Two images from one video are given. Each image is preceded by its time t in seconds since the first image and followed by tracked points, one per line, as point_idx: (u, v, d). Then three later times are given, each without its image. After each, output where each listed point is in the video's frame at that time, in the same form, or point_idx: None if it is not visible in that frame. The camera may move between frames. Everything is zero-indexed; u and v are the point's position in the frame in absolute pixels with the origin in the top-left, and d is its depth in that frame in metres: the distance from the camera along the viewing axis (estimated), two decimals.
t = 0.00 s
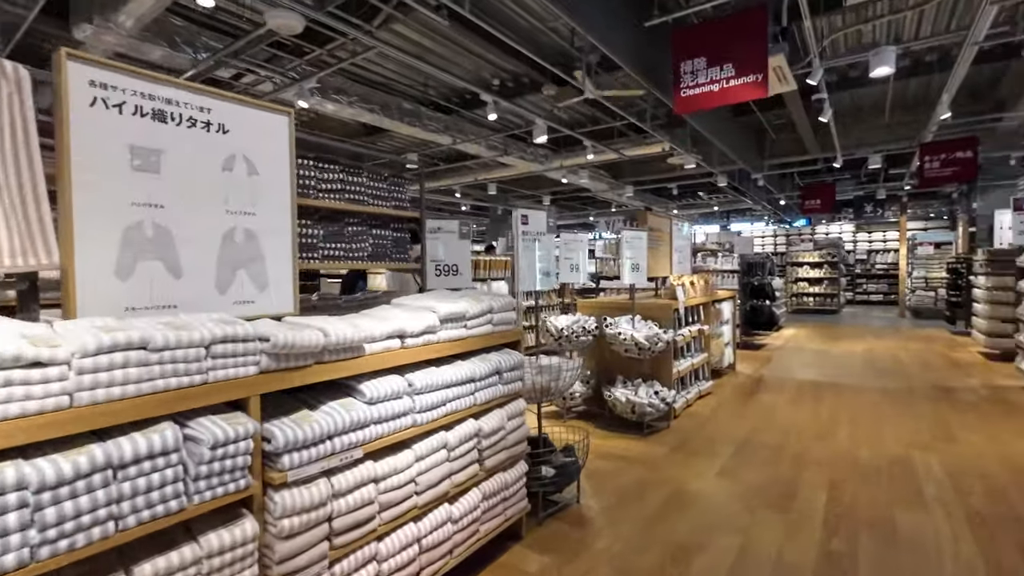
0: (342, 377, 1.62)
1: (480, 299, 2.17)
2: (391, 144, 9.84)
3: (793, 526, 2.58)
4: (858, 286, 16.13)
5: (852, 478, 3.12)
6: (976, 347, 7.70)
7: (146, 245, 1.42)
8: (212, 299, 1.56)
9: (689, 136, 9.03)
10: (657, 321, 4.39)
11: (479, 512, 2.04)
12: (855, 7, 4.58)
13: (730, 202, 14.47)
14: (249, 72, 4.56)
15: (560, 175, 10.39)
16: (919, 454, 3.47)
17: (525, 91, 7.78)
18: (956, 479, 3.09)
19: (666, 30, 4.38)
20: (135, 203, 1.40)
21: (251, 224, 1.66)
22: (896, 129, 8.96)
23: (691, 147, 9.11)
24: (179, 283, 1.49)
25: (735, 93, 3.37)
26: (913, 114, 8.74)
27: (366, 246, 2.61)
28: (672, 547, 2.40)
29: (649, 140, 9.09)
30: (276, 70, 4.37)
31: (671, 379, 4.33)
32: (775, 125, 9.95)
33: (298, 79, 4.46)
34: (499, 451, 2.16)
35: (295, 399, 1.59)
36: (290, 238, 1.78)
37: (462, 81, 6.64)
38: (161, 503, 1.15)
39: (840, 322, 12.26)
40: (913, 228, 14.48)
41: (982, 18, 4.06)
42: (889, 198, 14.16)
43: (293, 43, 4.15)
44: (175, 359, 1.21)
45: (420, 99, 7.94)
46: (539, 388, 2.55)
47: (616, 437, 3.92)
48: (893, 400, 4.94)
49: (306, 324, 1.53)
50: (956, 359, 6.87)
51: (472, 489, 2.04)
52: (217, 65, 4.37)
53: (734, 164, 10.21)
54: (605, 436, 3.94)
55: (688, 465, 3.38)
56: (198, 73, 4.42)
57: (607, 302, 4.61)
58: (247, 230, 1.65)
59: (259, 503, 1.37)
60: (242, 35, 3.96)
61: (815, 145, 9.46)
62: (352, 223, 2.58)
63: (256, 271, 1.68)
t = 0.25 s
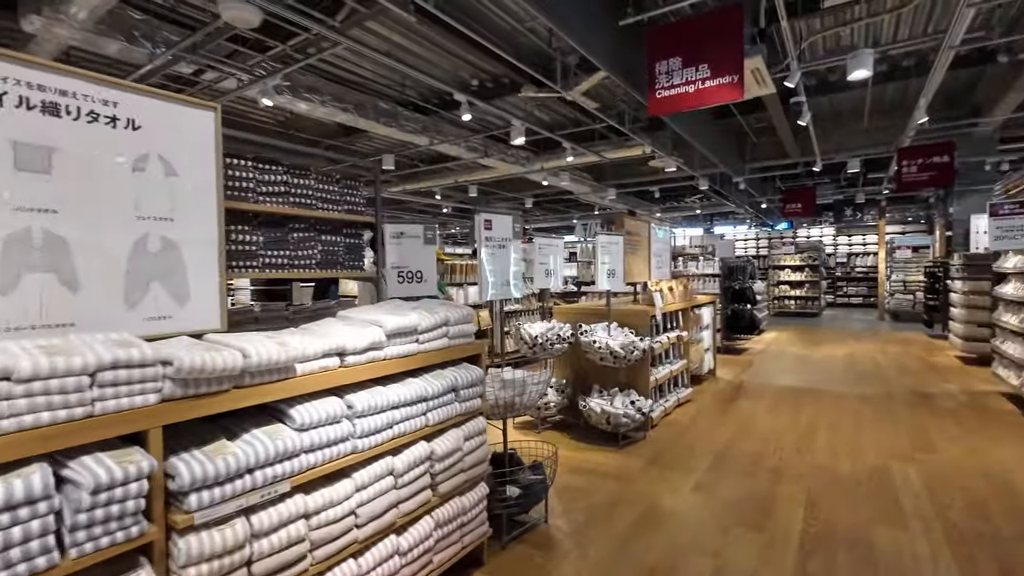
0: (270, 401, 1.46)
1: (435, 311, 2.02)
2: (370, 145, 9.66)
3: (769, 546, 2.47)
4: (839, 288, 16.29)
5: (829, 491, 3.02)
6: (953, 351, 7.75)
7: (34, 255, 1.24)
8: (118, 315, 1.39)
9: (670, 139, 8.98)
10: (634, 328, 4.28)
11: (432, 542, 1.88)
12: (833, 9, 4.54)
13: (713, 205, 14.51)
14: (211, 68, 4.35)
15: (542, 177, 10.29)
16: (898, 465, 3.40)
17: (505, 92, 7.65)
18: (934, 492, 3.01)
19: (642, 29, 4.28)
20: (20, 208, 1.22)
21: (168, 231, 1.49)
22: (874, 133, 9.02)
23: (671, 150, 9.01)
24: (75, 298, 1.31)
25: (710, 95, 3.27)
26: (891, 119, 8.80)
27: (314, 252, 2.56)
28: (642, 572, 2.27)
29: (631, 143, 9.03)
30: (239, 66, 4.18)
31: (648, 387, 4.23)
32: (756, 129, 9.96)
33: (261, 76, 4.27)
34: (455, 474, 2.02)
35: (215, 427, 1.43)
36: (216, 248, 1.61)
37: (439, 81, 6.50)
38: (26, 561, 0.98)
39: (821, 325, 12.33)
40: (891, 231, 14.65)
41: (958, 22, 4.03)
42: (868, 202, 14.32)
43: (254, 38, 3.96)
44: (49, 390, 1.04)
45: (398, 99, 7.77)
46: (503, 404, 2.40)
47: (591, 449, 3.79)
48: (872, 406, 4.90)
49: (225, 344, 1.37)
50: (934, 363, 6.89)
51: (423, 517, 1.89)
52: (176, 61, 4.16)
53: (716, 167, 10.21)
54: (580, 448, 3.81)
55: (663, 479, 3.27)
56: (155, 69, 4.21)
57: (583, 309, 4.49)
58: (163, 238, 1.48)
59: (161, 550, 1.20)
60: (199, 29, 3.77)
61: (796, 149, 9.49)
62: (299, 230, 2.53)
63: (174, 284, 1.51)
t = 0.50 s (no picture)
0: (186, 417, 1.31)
1: (385, 316, 1.90)
2: (347, 145, 9.48)
3: (741, 559, 2.38)
4: (817, 291, 16.50)
5: (804, 499, 2.95)
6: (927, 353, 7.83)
7: None
8: (9, 322, 1.23)
9: (650, 141, 8.99)
10: (608, 331, 4.19)
11: (379, 566, 1.74)
12: (807, 11, 4.52)
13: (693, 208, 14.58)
14: (169, 61, 4.16)
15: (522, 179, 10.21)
16: (872, 470, 3.35)
17: (484, 91, 7.55)
18: (909, 498, 2.96)
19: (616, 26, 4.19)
20: None
21: (73, 228, 1.34)
22: (850, 137, 9.11)
23: (652, 152, 9.03)
24: None
25: (682, 93, 3.19)
26: (866, 123, 8.92)
27: (259, 252, 2.92)
28: None
29: (610, 145, 8.99)
30: (198, 59, 3.99)
31: (622, 393, 4.14)
32: (735, 132, 10.02)
33: (222, 70, 4.09)
34: (406, 491, 1.88)
35: (122, 448, 1.27)
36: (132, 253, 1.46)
37: (414, 79, 6.37)
38: None
39: (799, 326, 12.44)
40: (868, 234, 14.87)
41: (929, 25, 4.03)
42: (845, 205, 14.53)
43: (212, 29, 3.78)
44: None
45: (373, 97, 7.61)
46: (463, 414, 2.28)
47: (563, 457, 3.68)
48: (848, 410, 4.88)
49: (130, 355, 1.22)
50: (909, 365, 6.94)
51: (369, 539, 1.75)
52: (130, 53, 3.95)
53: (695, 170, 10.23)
54: (552, 456, 3.69)
55: (635, 488, 3.17)
56: (108, 62, 4.00)
57: (557, 312, 4.40)
58: (67, 236, 1.33)
59: None
60: (152, 18, 3.58)
61: (774, 152, 9.55)
62: (239, 231, 2.88)
63: (79, 288, 1.35)
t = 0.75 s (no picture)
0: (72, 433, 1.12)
1: (326, 316, 1.73)
2: (318, 141, 9.22)
3: (713, 570, 2.27)
4: (792, 291, 16.73)
5: (779, 505, 2.86)
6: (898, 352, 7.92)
7: None
8: None
9: (627, 140, 8.94)
10: (581, 332, 4.06)
11: None
12: (782, 7, 4.47)
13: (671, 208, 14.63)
14: (115, 46, 3.89)
15: (499, 178, 10.07)
16: (847, 473, 3.28)
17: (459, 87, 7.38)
18: (884, 502, 2.89)
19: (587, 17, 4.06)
20: None
21: None
22: (823, 138, 9.20)
23: (629, 151, 8.98)
24: None
25: (655, 85, 3.09)
26: (839, 125, 9.03)
27: (189, 246, 2.90)
28: None
29: (588, 144, 8.91)
30: (145, 44, 3.74)
31: (595, 395, 4.01)
32: (711, 132, 10.05)
33: (173, 56, 3.85)
34: (348, 509, 1.71)
35: None
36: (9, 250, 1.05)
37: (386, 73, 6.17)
38: None
39: (775, 326, 12.56)
40: (841, 235, 15.13)
41: (902, 23, 4.01)
42: (819, 207, 14.76)
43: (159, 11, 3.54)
44: None
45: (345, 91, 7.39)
46: (418, 422, 2.11)
47: (533, 463, 3.53)
48: (823, 410, 4.84)
49: None
50: (881, 365, 6.99)
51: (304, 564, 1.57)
52: (70, 35, 3.68)
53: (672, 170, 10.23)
54: (522, 462, 3.54)
55: (607, 495, 3.04)
56: (47, 44, 3.72)
57: (529, 312, 4.26)
58: None
59: None
60: None
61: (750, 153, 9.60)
62: (163, 223, 2.81)
63: None
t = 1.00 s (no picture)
0: None
1: (239, 324, 1.50)
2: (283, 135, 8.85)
3: None
4: (764, 290, 16.95)
5: (751, 516, 2.73)
6: (867, 351, 8.00)
7: None
8: None
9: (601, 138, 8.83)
10: (549, 334, 3.88)
11: None
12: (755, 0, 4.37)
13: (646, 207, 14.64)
14: (40, 24, 3.55)
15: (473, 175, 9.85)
16: (820, 480, 3.19)
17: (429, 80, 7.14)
18: (857, 511, 2.80)
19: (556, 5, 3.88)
20: None
21: None
22: (794, 139, 9.26)
23: (603, 149, 8.87)
24: None
25: (622, 74, 2.93)
26: (810, 125, 9.10)
27: (83, 242, 2.54)
28: None
29: (562, 141, 8.77)
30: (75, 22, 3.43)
31: (564, 401, 3.84)
32: (686, 131, 10.02)
33: (105, 36, 3.52)
34: (265, 546, 1.49)
35: None
36: None
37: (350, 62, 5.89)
38: None
39: (748, 325, 12.66)
40: (811, 235, 15.37)
41: (875, 18, 3.95)
42: (790, 207, 14.97)
43: None
44: None
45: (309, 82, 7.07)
46: (358, 439, 1.89)
47: (497, 474, 3.34)
48: (795, 412, 4.78)
49: None
50: (850, 364, 7.03)
51: None
52: None
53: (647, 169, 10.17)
54: (485, 473, 3.34)
55: (573, 509, 2.87)
56: None
57: (495, 314, 4.07)
58: None
59: None
60: None
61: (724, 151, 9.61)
62: (46, 214, 2.44)
63: None
